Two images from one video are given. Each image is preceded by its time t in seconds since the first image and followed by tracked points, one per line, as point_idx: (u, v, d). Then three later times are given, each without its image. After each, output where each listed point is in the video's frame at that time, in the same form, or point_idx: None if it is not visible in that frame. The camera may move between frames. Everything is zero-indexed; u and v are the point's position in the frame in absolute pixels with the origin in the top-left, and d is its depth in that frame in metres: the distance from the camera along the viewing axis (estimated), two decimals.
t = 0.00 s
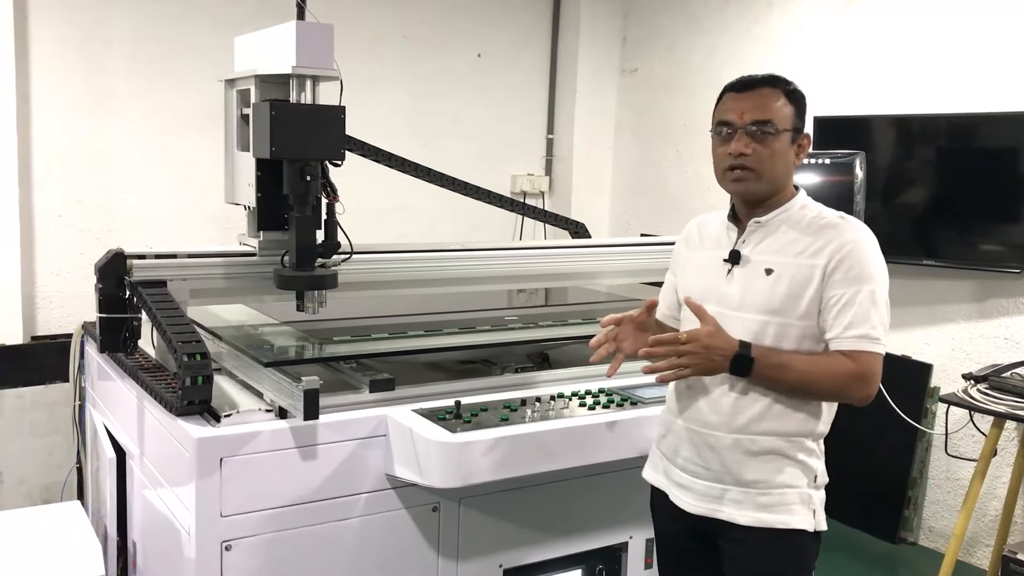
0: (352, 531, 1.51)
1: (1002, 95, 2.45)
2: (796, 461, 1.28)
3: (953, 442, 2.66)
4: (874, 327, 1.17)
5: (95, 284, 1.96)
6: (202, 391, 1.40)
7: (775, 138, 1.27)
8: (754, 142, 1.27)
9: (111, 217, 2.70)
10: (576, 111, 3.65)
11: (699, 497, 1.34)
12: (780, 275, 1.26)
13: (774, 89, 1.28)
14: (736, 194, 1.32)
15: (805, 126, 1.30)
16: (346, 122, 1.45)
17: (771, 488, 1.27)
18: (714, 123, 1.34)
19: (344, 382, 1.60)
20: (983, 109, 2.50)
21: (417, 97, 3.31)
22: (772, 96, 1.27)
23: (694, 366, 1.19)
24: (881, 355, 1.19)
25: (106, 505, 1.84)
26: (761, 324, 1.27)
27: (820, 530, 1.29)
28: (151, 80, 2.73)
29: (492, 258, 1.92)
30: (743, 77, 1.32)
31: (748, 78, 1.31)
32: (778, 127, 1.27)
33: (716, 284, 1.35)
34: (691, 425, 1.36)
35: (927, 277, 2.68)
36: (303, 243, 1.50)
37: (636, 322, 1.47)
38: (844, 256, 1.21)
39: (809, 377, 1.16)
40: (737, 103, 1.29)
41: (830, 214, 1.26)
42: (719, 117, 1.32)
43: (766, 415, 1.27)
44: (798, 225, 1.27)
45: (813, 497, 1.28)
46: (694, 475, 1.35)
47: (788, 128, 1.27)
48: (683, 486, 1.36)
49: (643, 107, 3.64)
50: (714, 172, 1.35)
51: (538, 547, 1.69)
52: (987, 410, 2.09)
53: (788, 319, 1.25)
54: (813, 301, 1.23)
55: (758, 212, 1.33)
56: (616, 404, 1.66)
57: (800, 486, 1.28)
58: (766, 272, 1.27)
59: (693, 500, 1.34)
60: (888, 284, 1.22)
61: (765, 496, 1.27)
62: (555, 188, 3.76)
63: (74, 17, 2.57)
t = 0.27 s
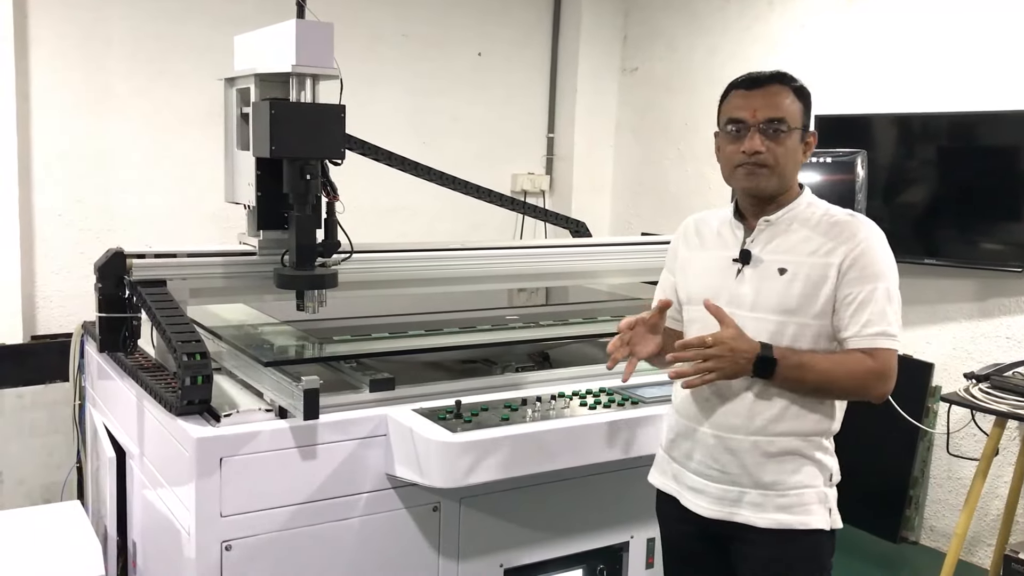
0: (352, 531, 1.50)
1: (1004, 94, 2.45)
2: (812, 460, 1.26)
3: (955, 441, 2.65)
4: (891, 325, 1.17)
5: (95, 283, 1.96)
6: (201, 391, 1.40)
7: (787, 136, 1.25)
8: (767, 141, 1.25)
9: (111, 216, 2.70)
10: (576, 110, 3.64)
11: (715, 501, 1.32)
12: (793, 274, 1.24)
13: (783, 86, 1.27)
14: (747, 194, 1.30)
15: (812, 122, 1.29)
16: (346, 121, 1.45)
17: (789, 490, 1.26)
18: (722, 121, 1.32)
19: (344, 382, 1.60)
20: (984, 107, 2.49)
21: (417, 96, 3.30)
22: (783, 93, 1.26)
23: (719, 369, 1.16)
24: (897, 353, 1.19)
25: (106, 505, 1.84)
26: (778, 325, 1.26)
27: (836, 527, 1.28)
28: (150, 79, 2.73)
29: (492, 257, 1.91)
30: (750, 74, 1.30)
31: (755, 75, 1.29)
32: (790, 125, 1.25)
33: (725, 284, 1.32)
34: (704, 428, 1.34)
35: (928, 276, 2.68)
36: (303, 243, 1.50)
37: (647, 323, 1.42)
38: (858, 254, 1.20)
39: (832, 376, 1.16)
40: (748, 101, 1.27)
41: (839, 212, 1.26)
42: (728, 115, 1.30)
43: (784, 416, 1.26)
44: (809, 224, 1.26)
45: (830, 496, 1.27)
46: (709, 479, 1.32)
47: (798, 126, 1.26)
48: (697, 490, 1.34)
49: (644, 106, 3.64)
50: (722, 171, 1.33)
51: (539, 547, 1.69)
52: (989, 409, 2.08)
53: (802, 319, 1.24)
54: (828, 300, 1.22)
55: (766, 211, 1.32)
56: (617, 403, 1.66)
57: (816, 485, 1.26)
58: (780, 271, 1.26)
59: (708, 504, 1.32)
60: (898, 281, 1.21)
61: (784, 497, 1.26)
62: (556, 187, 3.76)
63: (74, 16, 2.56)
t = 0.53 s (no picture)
0: (353, 532, 1.50)
1: (1007, 93, 2.44)
2: (827, 460, 1.26)
3: (957, 441, 2.65)
4: (905, 324, 1.17)
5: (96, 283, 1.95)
6: (202, 391, 1.39)
7: (798, 138, 1.25)
8: (778, 144, 1.25)
9: (112, 216, 2.70)
10: (577, 109, 3.64)
11: (732, 504, 1.30)
12: (808, 275, 1.24)
13: (793, 87, 1.26)
14: (758, 196, 1.29)
15: (821, 122, 1.29)
16: (347, 121, 1.44)
17: (806, 491, 1.25)
18: (731, 123, 1.31)
19: (345, 382, 1.60)
20: (987, 106, 2.48)
21: (418, 95, 3.29)
22: (794, 95, 1.26)
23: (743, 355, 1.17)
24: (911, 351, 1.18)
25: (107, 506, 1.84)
26: (793, 325, 1.25)
27: (851, 526, 1.28)
28: (151, 78, 2.72)
29: (493, 257, 1.91)
30: (758, 74, 1.29)
31: (764, 75, 1.28)
32: (801, 127, 1.25)
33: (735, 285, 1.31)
34: (718, 431, 1.32)
35: (930, 276, 2.67)
36: (304, 243, 1.49)
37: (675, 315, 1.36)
38: (872, 254, 1.20)
39: (850, 371, 1.15)
40: (758, 103, 1.26)
41: (850, 212, 1.26)
42: (738, 117, 1.29)
43: (800, 418, 1.25)
44: (821, 224, 1.25)
45: (845, 495, 1.27)
46: (724, 482, 1.31)
47: (809, 127, 1.26)
48: (711, 493, 1.32)
49: (646, 105, 3.63)
50: (732, 174, 1.32)
51: (540, 548, 1.69)
52: (992, 410, 2.07)
53: (817, 319, 1.23)
54: (842, 300, 1.22)
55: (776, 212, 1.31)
56: (618, 403, 1.65)
57: (833, 485, 1.26)
58: (794, 272, 1.25)
59: (724, 507, 1.31)
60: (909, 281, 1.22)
61: (802, 499, 1.25)
62: (557, 187, 3.75)
63: (74, 15, 2.56)
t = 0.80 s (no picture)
0: (356, 532, 1.50)
1: (1009, 94, 2.43)
2: (844, 462, 1.23)
3: (959, 442, 2.64)
4: (921, 324, 1.16)
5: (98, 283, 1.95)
6: (204, 392, 1.39)
7: (808, 138, 1.24)
8: (787, 144, 1.24)
9: (114, 217, 2.70)
10: (579, 110, 3.64)
11: (747, 507, 1.27)
12: (823, 275, 1.22)
13: (804, 86, 1.25)
14: (768, 196, 1.28)
15: (833, 122, 1.28)
16: (349, 122, 1.44)
17: (824, 494, 1.22)
18: (742, 122, 1.31)
19: (347, 383, 1.59)
20: (990, 107, 2.48)
21: (420, 95, 3.29)
22: (805, 94, 1.25)
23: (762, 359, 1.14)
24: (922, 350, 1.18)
25: (109, 506, 1.84)
26: (808, 325, 1.23)
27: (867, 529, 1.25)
28: (153, 78, 2.73)
29: (495, 258, 1.91)
30: (769, 73, 1.29)
31: (775, 74, 1.28)
32: (811, 128, 1.24)
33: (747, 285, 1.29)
34: (734, 434, 1.29)
35: (933, 276, 2.67)
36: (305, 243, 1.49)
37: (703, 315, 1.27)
38: (888, 253, 1.19)
39: (868, 374, 1.14)
40: (768, 102, 1.26)
41: (865, 212, 1.25)
42: (748, 117, 1.29)
43: (817, 420, 1.22)
44: (836, 224, 1.24)
45: (861, 497, 1.24)
46: (740, 485, 1.28)
47: (820, 127, 1.25)
48: (726, 497, 1.29)
49: (648, 106, 3.63)
50: (743, 173, 1.31)
51: (543, 548, 1.69)
52: (995, 410, 2.06)
53: (834, 319, 1.22)
54: (857, 300, 1.21)
55: (788, 213, 1.30)
56: (620, 404, 1.65)
57: (850, 487, 1.23)
58: (809, 272, 1.23)
59: (739, 511, 1.27)
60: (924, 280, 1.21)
61: (819, 502, 1.22)
62: (560, 187, 3.75)
63: (76, 16, 2.56)
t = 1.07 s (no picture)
0: (357, 533, 1.50)
1: (1012, 93, 2.43)
2: (858, 467, 1.23)
3: (962, 443, 2.64)
4: (932, 330, 1.16)
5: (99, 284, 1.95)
6: (206, 392, 1.39)
7: (824, 136, 1.24)
8: (802, 142, 1.24)
9: (115, 217, 2.70)
10: (581, 110, 3.63)
11: (760, 514, 1.26)
12: (836, 278, 1.22)
13: (821, 84, 1.25)
14: (781, 195, 1.28)
15: (849, 122, 1.27)
16: (351, 122, 1.44)
17: (837, 500, 1.22)
18: (756, 119, 1.30)
19: (349, 384, 1.59)
20: (993, 107, 2.47)
21: (422, 96, 3.29)
22: (820, 92, 1.24)
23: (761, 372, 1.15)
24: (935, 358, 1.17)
25: (110, 507, 1.84)
26: (819, 329, 1.23)
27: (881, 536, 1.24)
28: (155, 79, 2.73)
29: (497, 258, 1.91)
30: (786, 71, 1.28)
31: (792, 72, 1.27)
32: (827, 125, 1.24)
33: (759, 289, 1.29)
34: (745, 440, 1.28)
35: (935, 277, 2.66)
36: (307, 244, 1.49)
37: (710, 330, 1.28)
38: (901, 257, 1.18)
39: (875, 380, 1.14)
40: (784, 99, 1.26)
41: (878, 214, 1.24)
42: (763, 114, 1.28)
43: (829, 425, 1.22)
44: (849, 226, 1.24)
45: (876, 503, 1.24)
46: (752, 492, 1.27)
47: (835, 126, 1.24)
48: (739, 504, 1.29)
49: (650, 106, 3.62)
50: (756, 171, 1.31)
51: (545, 550, 1.68)
52: (998, 411, 2.06)
53: (845, 323, 1.21)
54: (870, 304, 1.20)
55: (800, 213, 1.29)
56: (622, 405, 1.65)
57: (863, 493, 1.23)
58: (822, 275, 1.23)
59: (752, 518, 1.27)
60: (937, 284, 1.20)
61: (832, 508, 1.22)
62: (561, 188, 3.75)
63: (78, 17, 2.56)
